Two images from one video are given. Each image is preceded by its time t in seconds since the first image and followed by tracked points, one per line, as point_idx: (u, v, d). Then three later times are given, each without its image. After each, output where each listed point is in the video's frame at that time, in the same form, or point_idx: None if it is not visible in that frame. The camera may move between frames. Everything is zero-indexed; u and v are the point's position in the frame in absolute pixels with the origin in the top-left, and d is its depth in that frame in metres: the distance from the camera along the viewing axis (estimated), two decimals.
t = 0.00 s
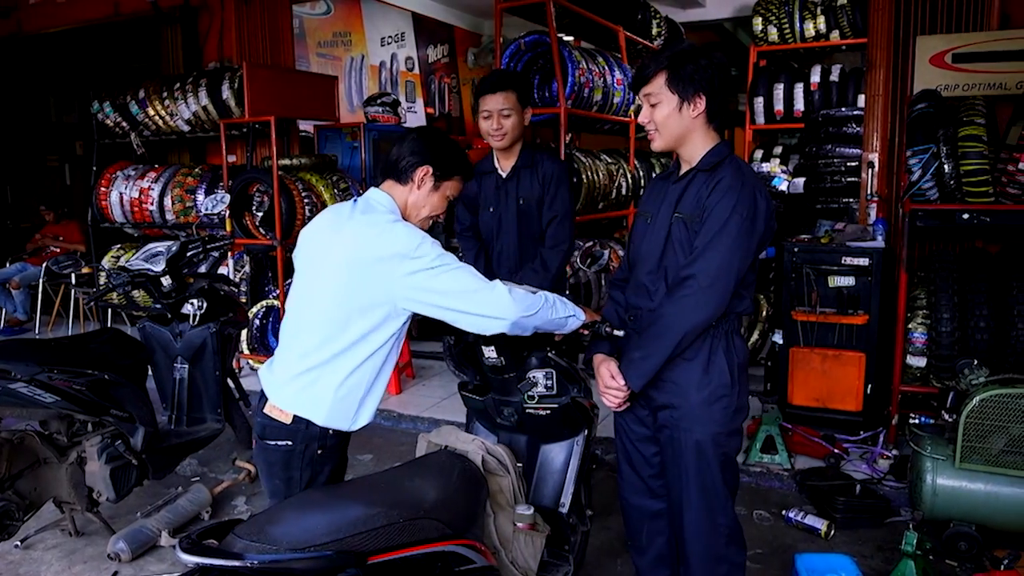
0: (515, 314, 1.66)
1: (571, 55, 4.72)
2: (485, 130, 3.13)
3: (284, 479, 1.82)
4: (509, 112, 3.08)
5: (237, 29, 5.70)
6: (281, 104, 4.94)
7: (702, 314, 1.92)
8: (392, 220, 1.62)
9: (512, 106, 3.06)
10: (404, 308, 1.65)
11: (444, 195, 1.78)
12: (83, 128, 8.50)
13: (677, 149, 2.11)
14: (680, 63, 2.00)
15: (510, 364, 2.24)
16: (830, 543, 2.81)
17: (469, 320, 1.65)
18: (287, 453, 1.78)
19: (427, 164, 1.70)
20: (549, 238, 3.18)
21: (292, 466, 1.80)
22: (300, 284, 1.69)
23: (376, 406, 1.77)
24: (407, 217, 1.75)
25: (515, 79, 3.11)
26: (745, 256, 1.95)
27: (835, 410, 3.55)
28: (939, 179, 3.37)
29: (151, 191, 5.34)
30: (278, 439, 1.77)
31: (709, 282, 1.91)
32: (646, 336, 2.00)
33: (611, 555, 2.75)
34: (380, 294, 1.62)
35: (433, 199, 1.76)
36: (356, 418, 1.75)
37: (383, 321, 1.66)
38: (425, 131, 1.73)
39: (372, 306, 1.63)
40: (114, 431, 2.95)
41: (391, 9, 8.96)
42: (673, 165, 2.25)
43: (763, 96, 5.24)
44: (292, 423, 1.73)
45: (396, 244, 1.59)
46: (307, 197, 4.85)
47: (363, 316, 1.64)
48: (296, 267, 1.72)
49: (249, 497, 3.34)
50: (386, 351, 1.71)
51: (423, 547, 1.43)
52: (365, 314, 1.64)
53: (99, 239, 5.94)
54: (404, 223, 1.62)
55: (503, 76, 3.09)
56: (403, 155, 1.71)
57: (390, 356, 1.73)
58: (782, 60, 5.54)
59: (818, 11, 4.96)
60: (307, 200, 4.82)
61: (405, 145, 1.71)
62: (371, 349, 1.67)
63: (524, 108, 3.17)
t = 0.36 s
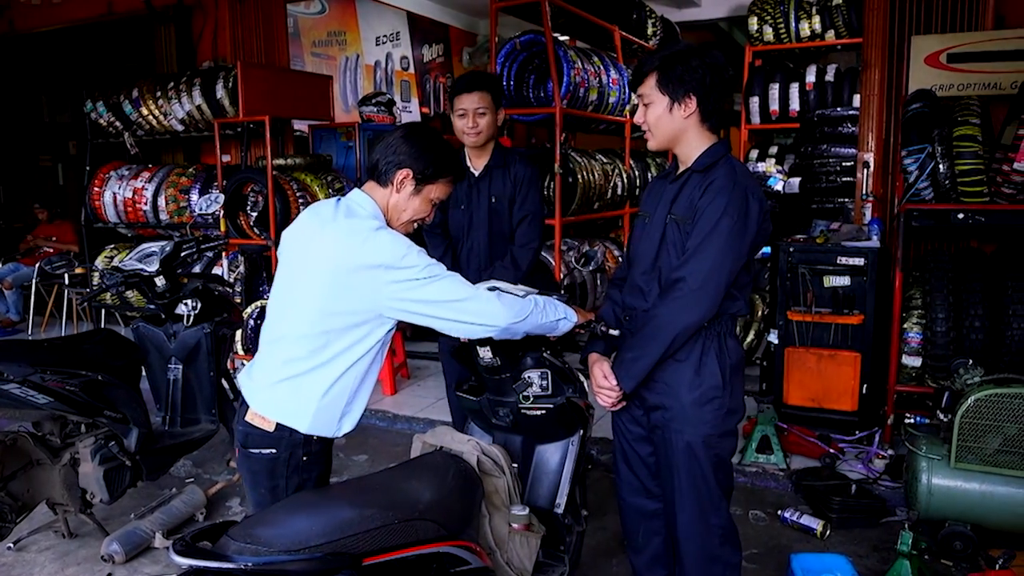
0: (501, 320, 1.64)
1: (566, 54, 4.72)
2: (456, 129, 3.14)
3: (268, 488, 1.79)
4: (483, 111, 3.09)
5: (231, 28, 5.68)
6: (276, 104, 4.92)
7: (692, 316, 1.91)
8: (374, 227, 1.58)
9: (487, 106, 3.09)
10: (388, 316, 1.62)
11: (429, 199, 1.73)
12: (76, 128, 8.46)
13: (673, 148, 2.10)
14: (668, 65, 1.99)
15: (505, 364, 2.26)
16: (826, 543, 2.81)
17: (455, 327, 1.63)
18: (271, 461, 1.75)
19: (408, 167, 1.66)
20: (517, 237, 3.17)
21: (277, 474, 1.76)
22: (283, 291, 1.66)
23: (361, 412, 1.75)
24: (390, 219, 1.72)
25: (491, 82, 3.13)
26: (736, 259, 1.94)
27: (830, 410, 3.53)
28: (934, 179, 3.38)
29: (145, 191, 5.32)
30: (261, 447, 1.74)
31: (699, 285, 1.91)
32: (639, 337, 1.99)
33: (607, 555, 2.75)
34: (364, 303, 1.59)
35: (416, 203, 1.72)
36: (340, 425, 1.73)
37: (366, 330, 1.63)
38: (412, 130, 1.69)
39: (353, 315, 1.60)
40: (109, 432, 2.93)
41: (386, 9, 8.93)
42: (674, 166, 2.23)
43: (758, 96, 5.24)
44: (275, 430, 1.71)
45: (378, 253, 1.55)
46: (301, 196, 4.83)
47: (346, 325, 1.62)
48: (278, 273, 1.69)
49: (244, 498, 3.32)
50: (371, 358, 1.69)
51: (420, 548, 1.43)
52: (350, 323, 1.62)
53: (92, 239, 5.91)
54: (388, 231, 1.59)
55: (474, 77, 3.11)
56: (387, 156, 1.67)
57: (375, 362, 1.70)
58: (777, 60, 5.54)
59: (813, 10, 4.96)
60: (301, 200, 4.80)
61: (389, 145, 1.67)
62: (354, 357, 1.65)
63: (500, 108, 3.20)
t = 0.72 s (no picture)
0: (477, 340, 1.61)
1: (564, 53, 4.72)
2: (445, 130, 3.13)
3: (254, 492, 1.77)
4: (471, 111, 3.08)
5: (229, 27, 5.67)
6: (273, 103, 4.90)
7: (687, 315, 1.90)
8: (360, 230, 1.55)
9: (476, 105, 3.07)
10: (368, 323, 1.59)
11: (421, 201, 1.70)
12: (72, 127, 8.44)
13: (682, 148, 2.09)
14: (676, 63, 1.99)
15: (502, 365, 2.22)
16: (825, 543, 2.80)
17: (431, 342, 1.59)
18: (251, 467, 1.72)
19: (402, 172, 1.61)
20: (510, 237, 3.20)
21: (252, 482, 1.73)
22: (267, 291, 1.63)
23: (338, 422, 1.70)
24: (382, 224, 1.68)
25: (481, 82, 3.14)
26: (734, 261, 1.92)
27: (829, 410, 3.53)
28: (933, 179, 3.38)
29: (142, 190, 5.30)
30: (237, 454, 1.72)
31: (695, 285, 1.90)
32: (631, 334, 1.99)
33: (604, 556, 2.74)
34: (343, 307, 1.56)
35: (408, 207, 1.68)
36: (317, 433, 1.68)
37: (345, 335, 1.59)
38: (401, 130, 1.64)
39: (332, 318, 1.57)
40: (106, 433, 2.92)
41: (383, 8, 8.91)
42: (680, 167, 2.22)
43: (757, 96, 5.24)
44: (250, 436, 1.69)
45: (363, 257, 1.52)
46: (299, 196, 4.82)
47: (326, 328, 1.58)
48: (263, 273, 1.66)
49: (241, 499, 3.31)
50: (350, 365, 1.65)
51: (419, 548, 1.42)
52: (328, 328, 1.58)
53: (89, 239, 5.89)
54: (373, 235, 1.55)
55: (462, 77, 3.10)
56: (376, 158, 1.62)
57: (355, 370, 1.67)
58: (776, 60, 5.54)
59: (811, 10, 4.96)
60: (299, 199, 4.79)
61: (378, 147, 1.62)
62: (331, 363, 1.60)
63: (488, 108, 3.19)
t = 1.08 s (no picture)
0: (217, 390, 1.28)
1: (566, 52, 4.70)
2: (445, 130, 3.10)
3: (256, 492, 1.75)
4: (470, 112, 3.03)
5: (229, 27, 5.67)
6: (274, 102, 4.90)
7: (700, 317, 1.90)
8: (314, 238, 1.37)
9: (474, 105, 3.03)
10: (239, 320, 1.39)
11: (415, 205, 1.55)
12: (72, 126, 8.42)
13: (682, 148, 2.08)
14: (681, 60, 1.98)
15: (502, 365, 2.22)
16: (826, 543, 2.79)
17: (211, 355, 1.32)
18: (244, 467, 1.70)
19: (400, 172, 1.48)
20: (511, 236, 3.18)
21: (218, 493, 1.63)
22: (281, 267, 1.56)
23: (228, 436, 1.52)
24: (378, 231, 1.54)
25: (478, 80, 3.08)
26: (746, 261, 1.92)
27: (830, 410, 3.53)
28: (935, 178, 3.37)
29: (141, 189, 5.29)
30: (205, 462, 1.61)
31: (708, 285, 1.89)
32: (644, 337, 1.99)
33: (606, 556, 2.73)
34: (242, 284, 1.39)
35: (402, 210, 1.54)
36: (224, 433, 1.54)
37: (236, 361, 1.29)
38: (392, 126, 1.51)
39: (226, 337, 1.31)
40: (105, 432, 2.92)
41: (384, 6, 8.90)
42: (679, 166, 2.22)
43: (758, 95, 5.24)
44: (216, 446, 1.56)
45: (280, 260, 1.33)
46: (299, 195, 4.81)
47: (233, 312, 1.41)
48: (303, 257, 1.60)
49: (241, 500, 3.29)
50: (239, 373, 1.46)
51: (422, 548, 1.31)
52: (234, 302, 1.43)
53: (89, 238, 5.88)
54: (319, 250, 1.35)
55: (459, 75, 3.04)
56: (369, 158, 1.47)
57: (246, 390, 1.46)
58: (777, 59, 5.53)
59: (813, 9, 4.95)
60: (299, 199, 4.78)
61: (369, 147, 1.48)
62: (216, 401, 1.28)
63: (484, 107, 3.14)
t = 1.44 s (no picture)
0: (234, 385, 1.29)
1: (567, 50, 4.69)
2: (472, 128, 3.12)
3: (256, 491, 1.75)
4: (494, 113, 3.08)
5: (229, 25, 5.66)
6: (275, 101, 4.89)
7: (700, 316, 1.89)
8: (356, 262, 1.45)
9: (499, 105, 3.06)
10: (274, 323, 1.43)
11: (443, 229, 1.64)
12: (72, 125, 8.41)
13: (680, 146, 2.08)
14: (681, 58, 1.97)
15: (504, 363, 2.21)
16: (827, 543, 2.79)
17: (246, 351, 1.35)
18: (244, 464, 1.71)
19: (436, 199, 1.57)
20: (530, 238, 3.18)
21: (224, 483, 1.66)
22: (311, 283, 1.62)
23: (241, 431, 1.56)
24: (407, 252, 1.64)
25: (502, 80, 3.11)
26: (743, 259, 1.91)
27: (830, 409, 3.53)
28: (936, 177, 3.37)
29: (142, 188, 5.29)
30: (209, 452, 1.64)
31: (706, 285, 1.89)
32: (644, 337, 1.98)
33: (606, 556, 2.72)
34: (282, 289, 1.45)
35: (431, 232, 1.62)
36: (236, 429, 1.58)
37: (264, 367, 1.31)
38: (431, 157, 1.60)
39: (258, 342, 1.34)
40: (106, 431, 2.92)
41: (384, 4, 8.91)
42: (674, 163, 2.22)
43: (760, 93, 5.24)
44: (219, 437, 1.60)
45: (316, 271, 1.41)
46: (300, 194, 4.81)
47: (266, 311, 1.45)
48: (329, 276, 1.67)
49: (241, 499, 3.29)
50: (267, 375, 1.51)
51: (426, 543, 1.34)
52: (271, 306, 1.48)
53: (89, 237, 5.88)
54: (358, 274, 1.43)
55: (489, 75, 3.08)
56: (412, 183, 1.56)
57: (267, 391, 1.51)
58: (778, 58, 5.53)
59: (814, 7, 4.95)
60: (300, 198, 4.78)
61: (409, 174, 1.57)
62: (228, 404, 1.27)
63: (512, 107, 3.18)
